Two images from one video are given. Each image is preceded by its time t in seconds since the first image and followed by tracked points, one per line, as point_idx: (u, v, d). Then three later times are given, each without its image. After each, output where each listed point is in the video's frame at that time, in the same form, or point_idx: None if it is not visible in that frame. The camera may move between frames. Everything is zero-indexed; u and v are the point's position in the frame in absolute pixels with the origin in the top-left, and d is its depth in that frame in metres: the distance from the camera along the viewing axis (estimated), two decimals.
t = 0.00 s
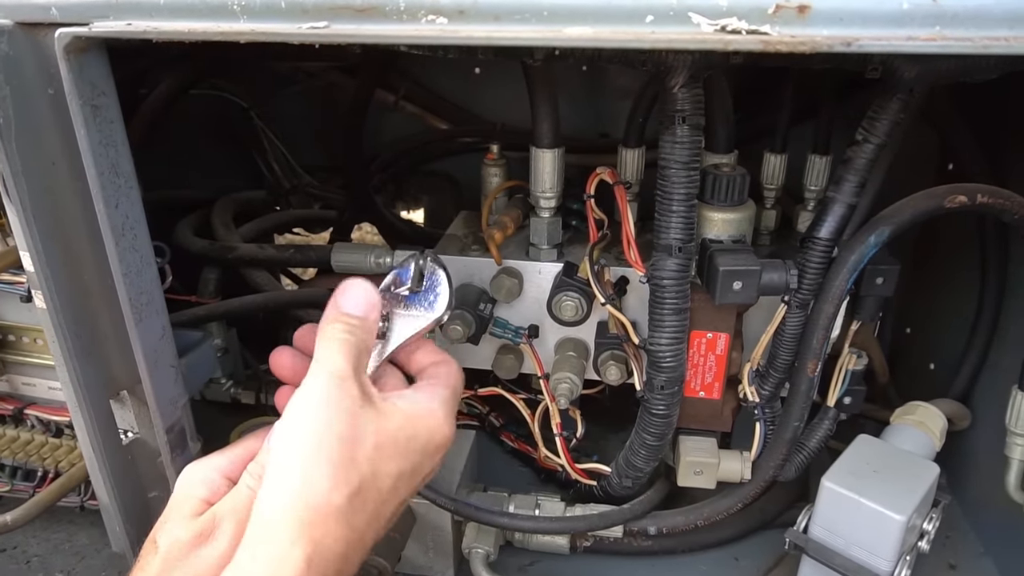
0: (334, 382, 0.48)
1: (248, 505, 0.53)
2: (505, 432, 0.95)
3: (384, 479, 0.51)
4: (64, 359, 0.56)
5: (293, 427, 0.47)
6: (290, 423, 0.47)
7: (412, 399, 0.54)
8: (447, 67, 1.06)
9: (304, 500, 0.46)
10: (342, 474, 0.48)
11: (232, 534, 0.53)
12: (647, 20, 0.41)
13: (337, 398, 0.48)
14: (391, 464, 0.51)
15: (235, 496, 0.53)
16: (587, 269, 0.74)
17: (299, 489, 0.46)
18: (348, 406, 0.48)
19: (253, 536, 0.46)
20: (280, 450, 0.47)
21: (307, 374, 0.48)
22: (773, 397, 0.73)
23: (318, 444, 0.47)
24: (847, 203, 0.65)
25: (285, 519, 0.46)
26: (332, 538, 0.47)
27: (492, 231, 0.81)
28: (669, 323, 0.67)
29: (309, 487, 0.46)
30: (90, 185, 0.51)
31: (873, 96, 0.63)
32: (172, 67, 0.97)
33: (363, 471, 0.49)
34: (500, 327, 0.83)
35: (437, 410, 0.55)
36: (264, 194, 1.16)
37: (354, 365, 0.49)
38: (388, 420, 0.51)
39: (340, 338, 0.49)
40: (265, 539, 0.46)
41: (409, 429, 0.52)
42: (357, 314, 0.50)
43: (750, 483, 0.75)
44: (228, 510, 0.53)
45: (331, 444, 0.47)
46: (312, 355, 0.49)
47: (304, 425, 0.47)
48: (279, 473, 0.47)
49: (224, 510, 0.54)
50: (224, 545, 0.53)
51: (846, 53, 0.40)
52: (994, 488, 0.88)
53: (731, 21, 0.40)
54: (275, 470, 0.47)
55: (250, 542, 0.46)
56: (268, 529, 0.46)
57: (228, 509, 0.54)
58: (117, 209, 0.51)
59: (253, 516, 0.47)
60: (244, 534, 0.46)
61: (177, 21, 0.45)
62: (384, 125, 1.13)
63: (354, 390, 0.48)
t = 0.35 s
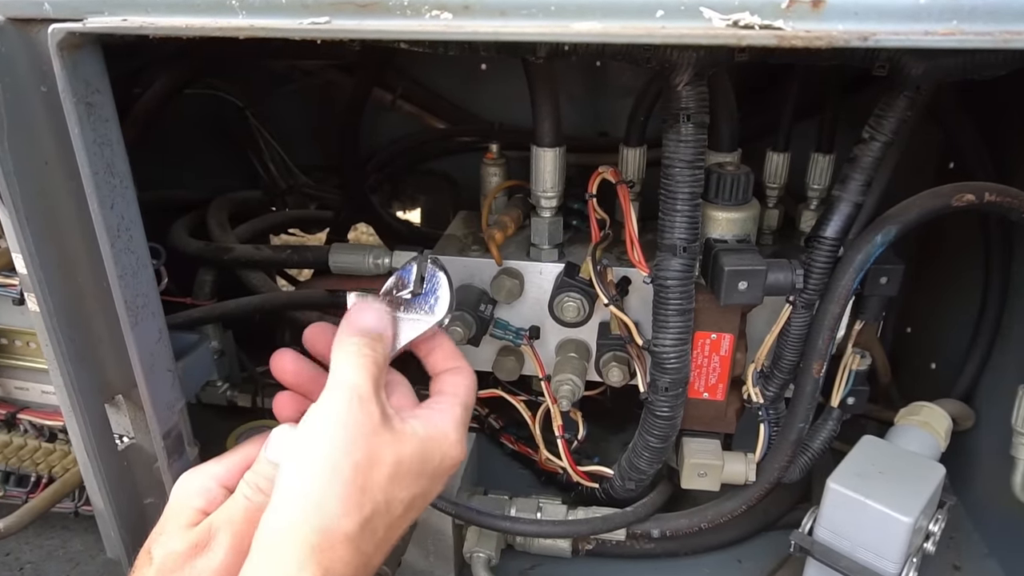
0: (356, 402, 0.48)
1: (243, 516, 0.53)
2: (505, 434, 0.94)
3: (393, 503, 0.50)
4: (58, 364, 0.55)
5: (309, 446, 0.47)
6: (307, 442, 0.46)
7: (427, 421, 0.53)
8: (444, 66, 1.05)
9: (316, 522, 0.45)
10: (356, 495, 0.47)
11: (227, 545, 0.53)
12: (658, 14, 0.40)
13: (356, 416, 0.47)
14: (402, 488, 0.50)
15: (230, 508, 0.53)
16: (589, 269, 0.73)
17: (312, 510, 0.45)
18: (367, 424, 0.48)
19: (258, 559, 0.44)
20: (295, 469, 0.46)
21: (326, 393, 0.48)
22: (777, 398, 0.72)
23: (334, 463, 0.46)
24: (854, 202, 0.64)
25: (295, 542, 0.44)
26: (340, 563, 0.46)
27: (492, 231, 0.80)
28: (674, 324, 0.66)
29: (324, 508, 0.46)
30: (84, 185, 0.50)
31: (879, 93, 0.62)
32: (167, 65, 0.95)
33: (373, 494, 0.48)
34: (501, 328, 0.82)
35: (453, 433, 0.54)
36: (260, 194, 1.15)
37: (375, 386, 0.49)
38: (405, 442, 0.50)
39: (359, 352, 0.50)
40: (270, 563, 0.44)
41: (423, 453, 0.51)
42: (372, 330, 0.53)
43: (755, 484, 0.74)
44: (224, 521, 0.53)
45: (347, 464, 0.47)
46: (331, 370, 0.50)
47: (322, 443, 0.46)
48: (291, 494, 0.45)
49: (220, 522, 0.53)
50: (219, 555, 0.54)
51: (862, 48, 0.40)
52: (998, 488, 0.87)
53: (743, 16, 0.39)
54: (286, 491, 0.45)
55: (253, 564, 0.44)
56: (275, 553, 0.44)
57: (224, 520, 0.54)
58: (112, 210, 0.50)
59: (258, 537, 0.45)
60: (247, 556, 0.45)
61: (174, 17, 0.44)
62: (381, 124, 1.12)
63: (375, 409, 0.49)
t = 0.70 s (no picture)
0: (342, 399, 0.48)
1: (236, 523, 0.53)
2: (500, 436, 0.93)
3: (389, 500, 0.51)
4: (44, 369, 0.53)
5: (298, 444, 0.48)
6: (295, 439, 0.48)
7: (420, 422, 0.54)
8: (437, 64, 1.04)
9: (305, 515, 0.46)
10: (346, 489, 0.48)
11: (218, 554, 0.53)
12: (659, 9, 0.39)
13: (343, 412, 0.48)
14: (396, 485, 0.51)
15: (223, 513, 0.53)
16: (586, 269, 0.72)
17: (301, 503, 0.46)
18: (354, 421, 0.49)
19: (251, 553, 0.45)
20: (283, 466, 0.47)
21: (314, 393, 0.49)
22: (775, 398, 0.72)
23: (322, 457, 0.47)
24: (853, 200, 0.63)
25: (286, 534, 0.45)
26: (334, 555, 0.47)
27: (487, 231, 0.79)
28: (672, 324, 0.65)
29: (313, 501, 0.47)
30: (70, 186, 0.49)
31: (878, 90, 0.62)
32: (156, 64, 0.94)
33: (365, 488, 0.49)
34: (496, 329, 0.80)
35: (446, 434, 0.54)
36: (251, 195, 1.14)
37: (362, 385, 0.50)
38: (394, 438, 0.51)
39: (347, 358, 0.51)
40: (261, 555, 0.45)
41: (415, 450, 0.52)
42: (363, 334, 0.53)
43: (753, 486, 0.74)
44: (216, 527, 0.53)
45: (335, 459, 0.47)
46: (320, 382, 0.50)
47: (309, 440, 0.47)
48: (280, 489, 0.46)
49: (211, 529, 0.53)
50: (210, 564, 0.53)
51: (868, 43, 0.39)
52: (996, 487, 0.87)
53: (746, 10, 0.39)
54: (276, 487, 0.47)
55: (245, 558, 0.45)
56: (266, 545, 0.45)
57: (216, 527, 0.53)
58: (99, 210, 0.48)
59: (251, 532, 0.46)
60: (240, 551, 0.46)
61: (162, 12, 0.43)
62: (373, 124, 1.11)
63: (363, 407, 0.49)
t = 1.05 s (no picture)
0: (345, 401, 0.48)
1: (227, 526, 0.52)
2: (493, 437, 0.93)
3: (388, 502, 0.50)
4: (29, 372, 0.52)
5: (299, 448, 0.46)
6: (296, 443, 0.46)
7: (420, 421, 0.54)
8: (429, 63, 1.03)
9: (309, 522, 0.45)
10: (350, 494, 0.47)
11: (210, 558, 0.52)
12: (652, 5, 0.39)
13: (346, 414, 0.47)
14: (396, 487, 0.50)
15: (214, 516, 0.52)
16: (579, 268, 0.72)
17: (303, 510, 0.45)
18: (356, 423, 0.48)
19: (251, 562, 0.44)
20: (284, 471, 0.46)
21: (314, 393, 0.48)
22: (770, 398, 0.71)
23: (324, 462, 0.46)
24: (847, 198, 0.63)
25: (288, 543, 0.44)
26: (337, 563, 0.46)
27: (479, 231, 0.79)
28: (666, 323, 0.65)
29: (315, 508, 0.45)
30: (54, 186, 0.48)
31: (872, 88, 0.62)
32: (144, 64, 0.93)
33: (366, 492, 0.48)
34: (489, 329, 0.80)
35: (444, 431, 0.54)
36: (241, 195, 1.13)
37: (364, 385, 0.49)
38: (395, 440, 0.50)
39: (347, 349, 0.50)
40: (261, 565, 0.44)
41: (416, 450, 0.52)
42: (360, 324, 0.52)
43: (747, 486, 0.73)
44: (206, 531, 0.52)
45: (338, 463, 0.46)
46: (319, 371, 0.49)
47: (312, 444, 0.46)
48: (280, 495, 0.45)
49: (202, 532, 0.52)
50: (202, 568, 0.52)
51: (863, 39, 0.39)
52: (990, 485, 0.87)
53: (740, 6, 0.38)
54: (276, 492, 0.45)
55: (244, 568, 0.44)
56: (268, 555, 0.44)
57: (207, 530, 0.52)
58: (84, 211, 0.48)
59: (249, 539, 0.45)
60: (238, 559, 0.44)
61: (147, 8, 0.42)
62: (364, 124, 1.10)
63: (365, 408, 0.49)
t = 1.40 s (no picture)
0: (315, 398, 0.46)
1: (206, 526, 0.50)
2: (485, 438, 0.90)
3: (370, 500, 0.48)
4: None
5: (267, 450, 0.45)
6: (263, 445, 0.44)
7: (393, 413, 0.52)
8: (418, 56, 1.01)
9: (284, 525, 0.43)
10: (326, 492, 0.45)
11: (187, 560, 0.49)
12: None
13: (317, 410, 0.46)
14: (376, 483, 0.48)
15: (191, 518, 0.50)
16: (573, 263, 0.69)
17: (277, 512, 0.43)
18: (329, 419, 0.46)
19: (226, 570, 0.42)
20: (254, 473, 0.44)
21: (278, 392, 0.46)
22: (770, 397, 0.69)
23: (296, 460, 0.44)
24: (850, 188, 0.61)
25: (263, 548, 0.42)
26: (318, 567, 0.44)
27: (470, 226, 0.76)
28: (662, 320, 0.62)
29: (291, 508, 0.43)
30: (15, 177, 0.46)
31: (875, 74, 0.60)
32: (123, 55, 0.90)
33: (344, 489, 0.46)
34: (480, 327, 0.77)
35: (421, 420, 0.52)
36: (226, 192, 1.10)
37: (333, 384, 0.48)
38: (370, 435, 0.49)
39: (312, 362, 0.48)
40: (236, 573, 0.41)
41: (392, 444, 0.50)
42: (328, 343, 0.50)
43: (747, 487, 0.71)
44: (183, 533, 0.50)
45: (311, 460, 0.45)
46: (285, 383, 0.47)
47: (281, 444, 0.44)
48: (252, 497, 0.43)
49: (178, 535, 0.50)
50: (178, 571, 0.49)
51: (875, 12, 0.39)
52: (993, 484, 0.85)
53: None
54: (247, 496, 0.43)
55: None
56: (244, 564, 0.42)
57: (183, 532, 0.50)
58: (47, 202, 0.45)
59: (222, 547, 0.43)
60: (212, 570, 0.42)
61: None
62: (352, 119, 1.08)
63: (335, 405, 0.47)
